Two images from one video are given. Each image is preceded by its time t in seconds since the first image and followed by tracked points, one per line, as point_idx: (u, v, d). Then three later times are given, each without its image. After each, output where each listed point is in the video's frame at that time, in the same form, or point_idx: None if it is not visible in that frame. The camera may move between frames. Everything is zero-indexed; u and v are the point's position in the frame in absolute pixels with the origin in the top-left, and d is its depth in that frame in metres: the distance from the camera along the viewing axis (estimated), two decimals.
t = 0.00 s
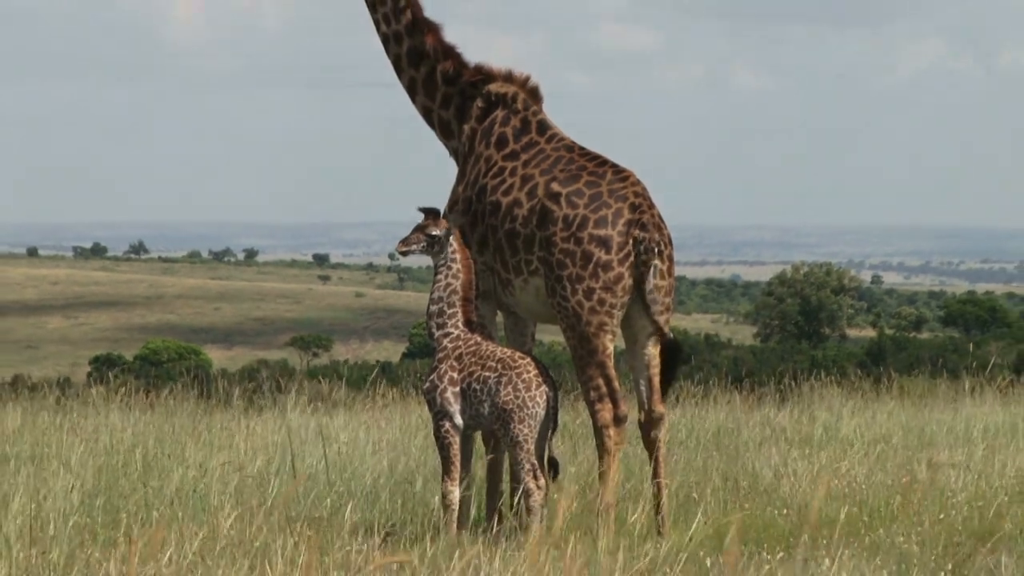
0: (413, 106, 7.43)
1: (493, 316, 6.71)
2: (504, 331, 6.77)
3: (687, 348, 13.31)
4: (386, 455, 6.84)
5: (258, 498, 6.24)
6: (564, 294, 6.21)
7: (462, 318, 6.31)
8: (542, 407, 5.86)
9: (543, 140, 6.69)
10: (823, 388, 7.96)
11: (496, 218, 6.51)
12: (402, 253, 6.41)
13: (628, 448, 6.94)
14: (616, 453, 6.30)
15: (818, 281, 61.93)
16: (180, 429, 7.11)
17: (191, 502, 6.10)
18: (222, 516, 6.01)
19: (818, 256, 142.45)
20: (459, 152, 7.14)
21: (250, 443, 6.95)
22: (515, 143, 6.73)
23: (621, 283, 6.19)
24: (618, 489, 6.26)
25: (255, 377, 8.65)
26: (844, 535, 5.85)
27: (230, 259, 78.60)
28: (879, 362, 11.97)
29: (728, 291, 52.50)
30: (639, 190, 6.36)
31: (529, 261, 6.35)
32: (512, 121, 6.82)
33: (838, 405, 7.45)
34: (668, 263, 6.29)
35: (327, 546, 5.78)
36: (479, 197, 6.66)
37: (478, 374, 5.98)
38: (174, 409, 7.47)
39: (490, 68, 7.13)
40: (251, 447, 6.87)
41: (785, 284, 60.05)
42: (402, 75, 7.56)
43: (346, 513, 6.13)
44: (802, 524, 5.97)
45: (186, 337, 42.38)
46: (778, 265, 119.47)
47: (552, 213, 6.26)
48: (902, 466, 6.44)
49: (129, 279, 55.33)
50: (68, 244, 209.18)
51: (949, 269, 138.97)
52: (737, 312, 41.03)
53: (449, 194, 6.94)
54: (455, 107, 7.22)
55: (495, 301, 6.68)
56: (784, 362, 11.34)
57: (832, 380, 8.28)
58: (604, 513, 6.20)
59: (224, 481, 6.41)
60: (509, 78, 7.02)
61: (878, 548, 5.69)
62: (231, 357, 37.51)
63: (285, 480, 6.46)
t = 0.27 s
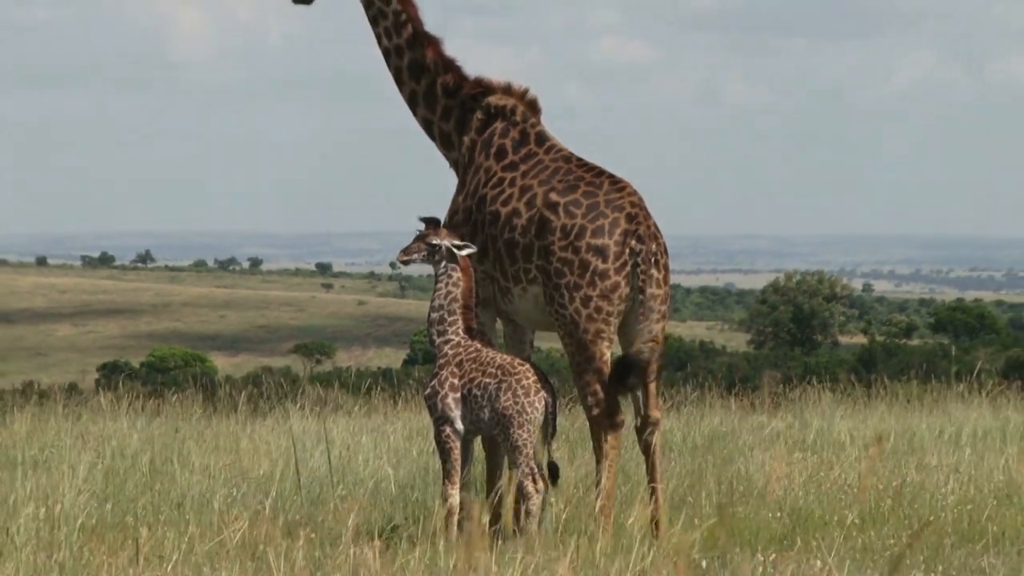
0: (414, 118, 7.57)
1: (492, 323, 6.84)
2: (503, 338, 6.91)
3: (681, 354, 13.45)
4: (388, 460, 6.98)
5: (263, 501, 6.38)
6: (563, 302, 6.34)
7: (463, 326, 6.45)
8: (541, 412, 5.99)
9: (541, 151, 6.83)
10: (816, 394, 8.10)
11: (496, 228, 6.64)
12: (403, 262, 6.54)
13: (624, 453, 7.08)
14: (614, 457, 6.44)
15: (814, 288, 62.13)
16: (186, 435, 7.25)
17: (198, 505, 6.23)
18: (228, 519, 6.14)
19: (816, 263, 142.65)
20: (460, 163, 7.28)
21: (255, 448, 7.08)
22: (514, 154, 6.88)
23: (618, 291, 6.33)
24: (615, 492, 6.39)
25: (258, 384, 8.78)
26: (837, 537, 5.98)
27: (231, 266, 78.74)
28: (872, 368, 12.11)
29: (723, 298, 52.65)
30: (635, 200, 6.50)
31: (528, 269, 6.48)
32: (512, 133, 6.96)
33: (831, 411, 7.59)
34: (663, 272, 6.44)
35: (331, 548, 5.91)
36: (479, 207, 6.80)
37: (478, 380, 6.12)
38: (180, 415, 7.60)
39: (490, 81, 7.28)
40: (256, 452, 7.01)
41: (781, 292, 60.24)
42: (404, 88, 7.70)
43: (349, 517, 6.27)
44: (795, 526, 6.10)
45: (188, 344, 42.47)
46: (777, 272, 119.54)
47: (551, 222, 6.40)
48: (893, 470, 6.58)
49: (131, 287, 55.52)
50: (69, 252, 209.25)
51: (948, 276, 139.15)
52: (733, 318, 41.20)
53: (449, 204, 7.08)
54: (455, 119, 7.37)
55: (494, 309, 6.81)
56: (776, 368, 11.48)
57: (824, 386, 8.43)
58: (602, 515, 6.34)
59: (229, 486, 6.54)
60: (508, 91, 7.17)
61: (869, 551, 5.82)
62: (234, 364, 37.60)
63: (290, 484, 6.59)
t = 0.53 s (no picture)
0: (416, 127, 7.72)
1: (492, 328, 6.98)
2: (503, 342, 7.05)
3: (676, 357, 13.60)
4: (390, 461, 7.13)
5: (269, 501, 6.52)
6: (562, 307, 6.48)
7: (464, 331, 6.59)
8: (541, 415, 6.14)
9: (541, 159, 6.98)
10: (809, 397, 8.25)
11: (496, 234, 6.78)
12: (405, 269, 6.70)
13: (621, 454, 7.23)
14: (611, 459, 6.59)
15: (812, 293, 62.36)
16: (192, 437, 7.40)
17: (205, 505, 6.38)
18: (234, 519, 6.29)
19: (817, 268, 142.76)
20: (461, 171, 7.43)
21: (261, 450, 7.23)
22: (514, 162, 7.02)
23: (616, 297, 6.47)
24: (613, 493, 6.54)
25: (261, 388, 8.92)
26: (831, 537, 6.12)
27: (234, 272, 78.93)
28: (863, 372, 12.25)
29: (718, 303, 52.83)
30: (633, 208, 6.65)
31: (528, 275, 6.63)
32: (512, 142, 7.11)
33: (823, 414, 7.73)
34: (660, 278, 6.58)
35: (335, 548, 6.06)
36: (479, 214, 6.94)
37: (479, 384, 6.26)
38: (187, 418, 7.75)
39: (490, 92, 7.43)
40: (261, 454, 7.16)
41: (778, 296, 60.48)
42: (406, 98, 7.86)
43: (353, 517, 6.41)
44: (789, 527, 6.25)
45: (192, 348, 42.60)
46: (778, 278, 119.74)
47: (550, 229, 6.54)
48: (884, 472, 6.73)
49: (137, 292, 55.71)
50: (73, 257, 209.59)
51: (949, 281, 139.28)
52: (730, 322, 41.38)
53: (450, 212, 7.23)
54: (456, 128, 7.52)
55: (495, 314, 6.96)
56: (769, 372, 11.63)
57: (816, 389, 8.58)
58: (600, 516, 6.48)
59: (235, 487, 6.69)
60: (508, 100, 7.32)
61: (862, 550, 5.96)
62: (240, 368, 37.72)
63: (294, 485, 6.74)
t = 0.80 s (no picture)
0: (418, 136, 7.88)
1: (493, 333, 7.13)
2: (503, 347, 7.20)
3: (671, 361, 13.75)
4: (394, 462, 7.29)
5: (274, 502, 6.67)
6: (561, 312, 6.62)
7: (465, 335, 6.74)
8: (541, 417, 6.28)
9: (541, 167, 7.12)
10: (802, 400, 8.40)
11: (497, 241, 6.92)
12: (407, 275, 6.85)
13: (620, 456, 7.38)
14: (610, 460, 6.73)
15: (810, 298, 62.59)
16: (199, 439, 7.55)
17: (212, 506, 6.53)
18: (240, 519, 6.43)
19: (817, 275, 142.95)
20: (463, 179, 7.58)
21: (267, 452, 7.38)
22: (514, 171, 7.17)
23: (614, 303, 6.61)
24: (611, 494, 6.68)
25: (265, 391, 9.07)
26: (824, 537, 6.25)
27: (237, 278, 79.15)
28: (855, 376, 12.39)
29: (713, 309, 53.04)
30: (631, 214, 6.78)
31: (528, 281, 6.76)
32: (513, 151, 7.26)
33: (816, 417, 7.87)
34: (658, 283, 6.71)
35: (339, 548, 6.21)
36: (480, 221, 7.08)
37: (480, 387, 6.41)
38: (195, 421, 7.90)
39: (491, 101, 7.58)
40: (267, 455, 7.31)
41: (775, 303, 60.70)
42: (408, 108, 8.01)
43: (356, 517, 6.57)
44: (783, 527, 6.39)
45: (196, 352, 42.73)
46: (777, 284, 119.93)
47: (550, 236, 6.67)
48: (876, 473, 6.87)
49: (142, 298, 55.94)
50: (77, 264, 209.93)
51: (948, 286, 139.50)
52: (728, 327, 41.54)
53: (452, 219, 7.37)
54: (458, 137, 7.67)
55: (495, 319, 7.10)
56: (762, 376, 11.77)
57: (810, 393, 8.72)
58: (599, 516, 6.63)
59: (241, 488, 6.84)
60: (509, 110, 7.48)
61: (855, 550, 6.09)
62: (244, 372, 37.84)
63: (299, 486, 6.89)
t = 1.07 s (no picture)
0: (418, 146, 8.03)
1: (491, 339, 7.27)
2: (501, 352, 7.34)
3: (665, 366, 13.91)
4: (393, 466, 7.43)
5: (276, 504, 6.81)
6: (557, 319, 6.75)
7: (463, 341, 6.88)
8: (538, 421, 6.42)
9: (538, 177, 7.26)
10: (793, 405, 8.55)
11: (495, 249, 7.06)
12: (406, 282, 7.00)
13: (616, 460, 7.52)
14: (605, 464, 6.87)
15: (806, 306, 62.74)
16: (202, 443, 7.70)
17: (214, 508, 6.67)
18: (242, 521, 6.57)
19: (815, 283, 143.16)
20: (461, 188, 7.73)
21: (269, 455, 7.53)
22: (512, 180, 7.31)
23: (610, 309, 6.74)
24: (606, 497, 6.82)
25: (267, 396, 9.23)
26: (815, 538, 6.39)
27: (237, 286, 79.35)
28: (844, 381, 12.54)
29: (708, 316, 53.21)
30: (627, 222, 6.92)
31: (525, 288, 6.90)
32: (510, 160, 7.40)
33: (808, 422, 8.01)
34: (653, 290, 6.85)
35: (339, 549, 6.35)
36: (478, 229, 7.23)
37: (478, 392, 6.55)
38: (198, 425, 8.05)
39: (489, 112, 7.73)
40: (269, 459, 7.46)
41: (772, 311, 60.86)
42: (408, 118, 8.16)
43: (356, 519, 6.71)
44: (774, 528, 6.53)
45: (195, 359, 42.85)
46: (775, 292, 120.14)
47: (547, 244, 6.81)
48: (865, 476, 7.02)
49: (145, 305, 56.16)
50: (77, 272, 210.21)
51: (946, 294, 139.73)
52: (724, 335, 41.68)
53: (450, 227, 7.52)
54: (456, 147, 7.83)
55: (493, 325, 7.25)
56: (754, 380, 11.92)
57: (801, 397, 8.87)
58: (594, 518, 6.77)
59: (244, 490, 6.98)
60: (506, 120, 7.62)
61: (844, 550, 6.23)
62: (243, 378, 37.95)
63: (300, 489, 7.04)
